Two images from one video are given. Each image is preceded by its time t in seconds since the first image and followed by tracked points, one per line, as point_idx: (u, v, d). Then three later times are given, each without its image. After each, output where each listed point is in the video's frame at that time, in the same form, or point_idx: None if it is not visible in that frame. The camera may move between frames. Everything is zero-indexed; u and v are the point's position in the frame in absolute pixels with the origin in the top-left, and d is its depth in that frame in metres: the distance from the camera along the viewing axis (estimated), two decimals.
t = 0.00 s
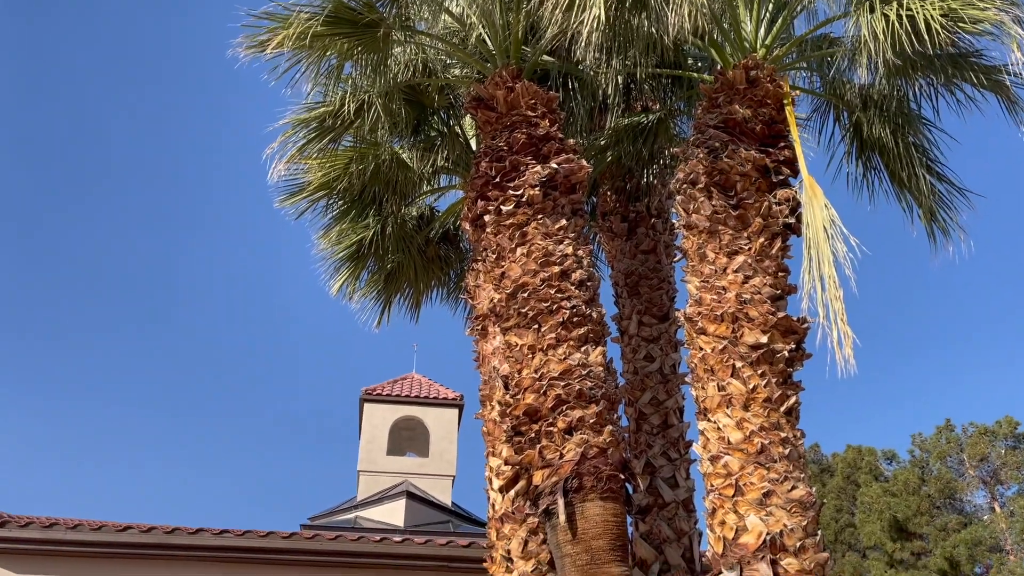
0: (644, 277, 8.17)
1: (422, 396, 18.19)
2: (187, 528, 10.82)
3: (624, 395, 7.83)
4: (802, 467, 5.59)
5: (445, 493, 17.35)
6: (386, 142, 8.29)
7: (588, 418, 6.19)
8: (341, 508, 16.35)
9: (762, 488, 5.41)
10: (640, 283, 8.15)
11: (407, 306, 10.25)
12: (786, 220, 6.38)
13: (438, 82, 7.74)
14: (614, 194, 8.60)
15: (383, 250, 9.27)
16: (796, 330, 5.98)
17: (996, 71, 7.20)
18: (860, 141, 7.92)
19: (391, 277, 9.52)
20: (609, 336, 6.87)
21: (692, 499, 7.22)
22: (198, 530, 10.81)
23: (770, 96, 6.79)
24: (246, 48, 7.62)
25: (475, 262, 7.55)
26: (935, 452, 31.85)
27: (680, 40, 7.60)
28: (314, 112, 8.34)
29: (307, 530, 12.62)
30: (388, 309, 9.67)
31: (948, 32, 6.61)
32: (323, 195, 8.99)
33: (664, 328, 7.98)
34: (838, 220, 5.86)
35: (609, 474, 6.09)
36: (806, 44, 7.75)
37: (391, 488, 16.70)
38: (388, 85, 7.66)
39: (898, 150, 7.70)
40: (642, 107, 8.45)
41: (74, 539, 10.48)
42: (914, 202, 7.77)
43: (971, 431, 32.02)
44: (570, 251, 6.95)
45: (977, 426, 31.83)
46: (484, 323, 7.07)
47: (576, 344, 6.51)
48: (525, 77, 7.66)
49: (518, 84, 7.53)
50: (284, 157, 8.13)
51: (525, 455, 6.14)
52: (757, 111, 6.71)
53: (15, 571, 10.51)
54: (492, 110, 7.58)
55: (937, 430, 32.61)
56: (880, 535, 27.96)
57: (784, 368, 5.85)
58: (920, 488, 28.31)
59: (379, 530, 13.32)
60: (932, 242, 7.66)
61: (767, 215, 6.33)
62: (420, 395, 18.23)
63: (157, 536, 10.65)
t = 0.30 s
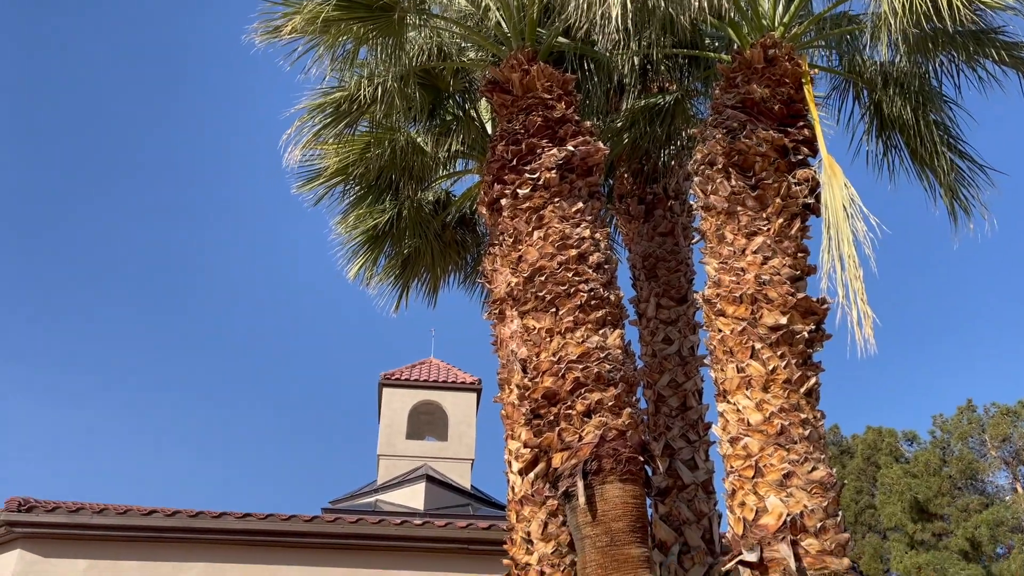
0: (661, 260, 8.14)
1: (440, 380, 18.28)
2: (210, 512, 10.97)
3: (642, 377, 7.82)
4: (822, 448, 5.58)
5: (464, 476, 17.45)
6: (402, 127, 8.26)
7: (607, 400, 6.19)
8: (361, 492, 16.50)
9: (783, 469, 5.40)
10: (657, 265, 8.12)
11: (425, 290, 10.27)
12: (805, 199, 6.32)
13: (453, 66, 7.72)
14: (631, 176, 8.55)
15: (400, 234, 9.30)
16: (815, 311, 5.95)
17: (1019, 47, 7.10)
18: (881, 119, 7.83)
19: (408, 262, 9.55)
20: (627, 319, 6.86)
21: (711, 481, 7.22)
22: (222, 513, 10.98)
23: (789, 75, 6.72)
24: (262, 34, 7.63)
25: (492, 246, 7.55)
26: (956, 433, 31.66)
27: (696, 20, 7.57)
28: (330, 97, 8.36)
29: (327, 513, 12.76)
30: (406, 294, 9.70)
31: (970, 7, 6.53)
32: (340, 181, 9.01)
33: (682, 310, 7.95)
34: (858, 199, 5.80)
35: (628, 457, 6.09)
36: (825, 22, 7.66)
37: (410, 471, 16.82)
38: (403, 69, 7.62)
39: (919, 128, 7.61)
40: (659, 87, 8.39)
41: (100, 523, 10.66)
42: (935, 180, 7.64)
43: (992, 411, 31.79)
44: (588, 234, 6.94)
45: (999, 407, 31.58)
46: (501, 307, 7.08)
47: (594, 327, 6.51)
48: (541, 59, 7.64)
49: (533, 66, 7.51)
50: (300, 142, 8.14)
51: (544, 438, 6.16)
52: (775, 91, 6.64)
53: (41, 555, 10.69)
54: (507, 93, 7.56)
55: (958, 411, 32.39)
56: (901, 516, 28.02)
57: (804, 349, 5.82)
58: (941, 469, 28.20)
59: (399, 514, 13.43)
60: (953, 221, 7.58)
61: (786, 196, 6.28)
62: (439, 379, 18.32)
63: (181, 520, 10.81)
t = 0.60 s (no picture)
0: (679, 241, 8.10)
1: (458, 363, 18.35)
2: (232, 495, 11.70)
3: (660, 358, 7.82)
4: (842, 428, 5.53)
5: (482, 459, 17.54)
6: (417, 111, 8.24)
7: (625, 382, 6.19)
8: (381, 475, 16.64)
9: (802, 449, 5.36)
10: (674, 247, 8.09)
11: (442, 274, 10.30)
12: (823, 178, 6.27)
13: (468, 48, 7.70)
14: (648, 157, 8.52)
15: (416, 218, 9.32)
16: (834, 291, 5.91)
17: None
18: (901, 96, 7.72)
19: (425, 246, 9.57)
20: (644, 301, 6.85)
21: (730, 461, 7.23)
22: (244, 496, 11.72)
23: (807, 53, 6.65)
24: (278, 19, 7.66)
25: (508, 229, 7.55)
26: (978, 413, 31.41)
27: None
28: (344, 81, 8.39)
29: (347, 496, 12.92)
30: (423, 279, 9.73)
31: None
32: (356, 165, 9.03)
33: (700, 292, 7.93)
34: (877, 176, 5.74)
35: (647, 438, 6.10)
36: None
37: (428, 454, 16.94)
38: (419, 52, 7.57)
39: (940, 105, 7.50)
40: (675, 67, 8.40)
41: (125, 506, 11.46)
42: (957, 158, 7.53)
43: (1015, 391, 31.49)
44: (604, 216, 6.92)
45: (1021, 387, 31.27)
46: (518, 290, 7.08)
47: (611, 309, 6.50)
48: (555, 40, 7.62)
49: (548, 47, 7.49)
50: (316, 128, 8.15)
51: (562, 420, 6.17)
52: (793, 69, 6.58)
53: (71, 538, 11.57)
54: (522, 75, 7.54)
55: (980, 391, 32.11)
56: (921, 496, 27.93)
57: (823, 330, 5.79)
58: (962, 449, 28.02)
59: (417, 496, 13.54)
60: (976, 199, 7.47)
61: (805, 175, 6.23)
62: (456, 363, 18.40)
63: (204, 503, 11.59)
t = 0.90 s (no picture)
0: (696, 222, 8.06)
1: (474, 346, 18.42)
2: (253, 477, 11.82)
3: (678, 339, 7.79)
4: (862, 408, 5.41)
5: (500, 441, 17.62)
6: (431, 93, 8.21)
7: (643, 362, 6.16)
8: (400, 457, 16.77)
9: (821, 429, 5.24)
10: (692, 227, 8.04)
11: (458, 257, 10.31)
12: (843, 156, 6.20)
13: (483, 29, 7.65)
14: (663, 137, 8.50)
15: (432, 201, 9.32)
16: (853, 270, 5.83)
17: None
18: (920, 72, 7.60)
19: (441, 229, 9.57)
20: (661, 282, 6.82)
21: (748, 442, 7.21)
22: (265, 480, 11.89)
23: (825, 29, 6.60)
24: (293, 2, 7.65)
25: (524, 212, 7.55)
26: (999, 393, 31.16)
27: None
28: (360, 63, 8.40)
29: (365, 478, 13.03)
30: (439, 262, 9.74)
31: None
32: (371, 149, 9.02)
33: (717, 272, 7.89)
34: (897, 154, 5.68)
35: (664, 418, 6.08)
36: None
37: (446, 437, 17.04)
38: (434, 34, 7.44)
39: (960, 80, 7.37)
40: (690, 46, 8.32)
41: (148, 488, 11.63)
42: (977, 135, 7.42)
43: None
44: (621, 197, 6.89)
45: None
46: (535, 272, 7.11)
47: (628, 290, 6.46)
48: (570, 20, 7.61)
49: (563, 27, 7.47)
50: (332, 111, 8.16)
51: (579, 401, 6.16)
52: (811, 46, 6.53)
53: (96, 519, 11.77)
54: (537, 55, 7.54)
55: (1001, 370, 31.84)
56: (941, 476, 27.82)
57: (842, 309, 5.72)
58: (982, 429, 27.83)
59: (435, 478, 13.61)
60: (995, 175, 7.33)
61: (823, 153, 6.16)
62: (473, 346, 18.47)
63: (226, 485, 11.71)
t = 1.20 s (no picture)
0: (712, 201, 8.01)
1: (490, 329, 18.46)
2: (272, 459, 11.98)
3: (694, 320, 7.76)
4: (881, 386, 5.32)
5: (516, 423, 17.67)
6: (445, 74, 8.18)
7: (659, 342, 6.12)
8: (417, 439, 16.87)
9: (839, 408, 5.15)
10: (708, 207, 7.99)
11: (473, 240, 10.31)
12: (862, 133, 6.11)
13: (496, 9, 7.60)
14: (679, 115, 8.43)
15: (447, 183, 9.31)
16: (873, 248, 5.73)
17: None
18: (940, 46, 7.46)
19: (456, 211, 9.56)
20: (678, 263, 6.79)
21: (766, 422, 7.19)
22: (284, 460, 11.99)
23: (844, 4, 6.54)
24: None
25: (540, 193, 7.52)
26: (1020, 372, 30.88)
27: None
28: (373, 45, 8.36)
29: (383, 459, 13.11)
30: (454, 244, 9.74)
31: None
32: (385, 131, 9.02)
33: (734, 252, 7.84)
34: (918, 130, 5.60)
35: (681, 399, 6.01)
36: None
37: (463, 419, 17.11)
38: (447, 14, 7.38)
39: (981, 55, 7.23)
40: (706, 24, 8.35)
41: (170, 470, 11.82)
42: (995, 111, 7.33)
43: None
44: (637, 176, 6.85)
45: None
46: (551, 254, 7.11)
47: (645, 271, 6.43)
48: None
49: (578, 6, 7.41)
50: (346, 93, 8.16)
51: (596, 381, 6.12)
52: (830, 21, 6.47)
53: (119, 500, 11.95)
54: (552, 35, 7.51)
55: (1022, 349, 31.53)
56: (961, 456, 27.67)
57: (861, 288, 5.62)
58: (1002, 408, 27.59)
59: (452, 459, 13.67)
60: (1013, 152, 7.25)
61: (842, 130, 6.09)
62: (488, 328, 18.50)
63: (245, 467, 11.87)
